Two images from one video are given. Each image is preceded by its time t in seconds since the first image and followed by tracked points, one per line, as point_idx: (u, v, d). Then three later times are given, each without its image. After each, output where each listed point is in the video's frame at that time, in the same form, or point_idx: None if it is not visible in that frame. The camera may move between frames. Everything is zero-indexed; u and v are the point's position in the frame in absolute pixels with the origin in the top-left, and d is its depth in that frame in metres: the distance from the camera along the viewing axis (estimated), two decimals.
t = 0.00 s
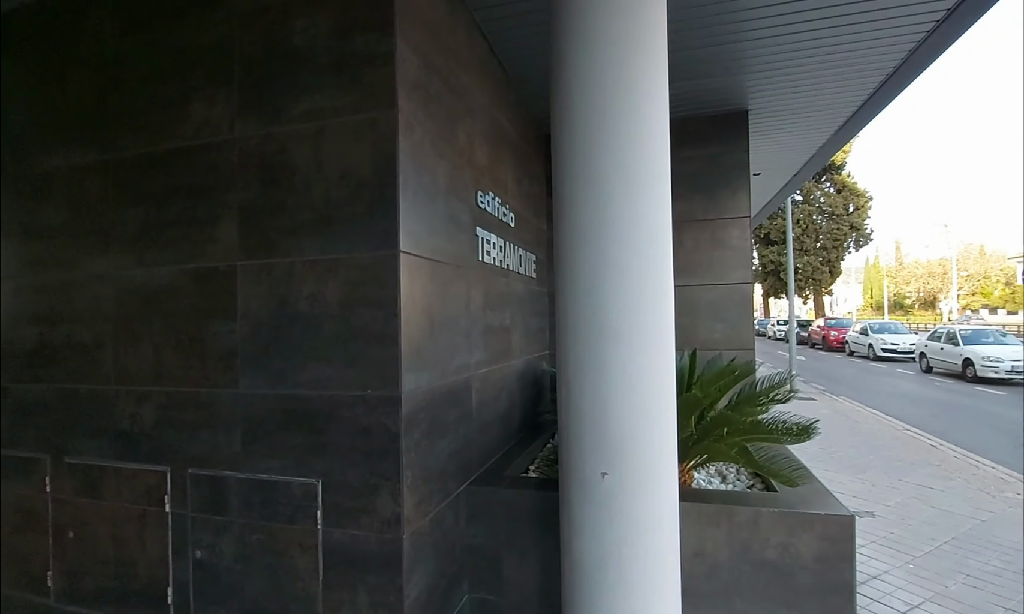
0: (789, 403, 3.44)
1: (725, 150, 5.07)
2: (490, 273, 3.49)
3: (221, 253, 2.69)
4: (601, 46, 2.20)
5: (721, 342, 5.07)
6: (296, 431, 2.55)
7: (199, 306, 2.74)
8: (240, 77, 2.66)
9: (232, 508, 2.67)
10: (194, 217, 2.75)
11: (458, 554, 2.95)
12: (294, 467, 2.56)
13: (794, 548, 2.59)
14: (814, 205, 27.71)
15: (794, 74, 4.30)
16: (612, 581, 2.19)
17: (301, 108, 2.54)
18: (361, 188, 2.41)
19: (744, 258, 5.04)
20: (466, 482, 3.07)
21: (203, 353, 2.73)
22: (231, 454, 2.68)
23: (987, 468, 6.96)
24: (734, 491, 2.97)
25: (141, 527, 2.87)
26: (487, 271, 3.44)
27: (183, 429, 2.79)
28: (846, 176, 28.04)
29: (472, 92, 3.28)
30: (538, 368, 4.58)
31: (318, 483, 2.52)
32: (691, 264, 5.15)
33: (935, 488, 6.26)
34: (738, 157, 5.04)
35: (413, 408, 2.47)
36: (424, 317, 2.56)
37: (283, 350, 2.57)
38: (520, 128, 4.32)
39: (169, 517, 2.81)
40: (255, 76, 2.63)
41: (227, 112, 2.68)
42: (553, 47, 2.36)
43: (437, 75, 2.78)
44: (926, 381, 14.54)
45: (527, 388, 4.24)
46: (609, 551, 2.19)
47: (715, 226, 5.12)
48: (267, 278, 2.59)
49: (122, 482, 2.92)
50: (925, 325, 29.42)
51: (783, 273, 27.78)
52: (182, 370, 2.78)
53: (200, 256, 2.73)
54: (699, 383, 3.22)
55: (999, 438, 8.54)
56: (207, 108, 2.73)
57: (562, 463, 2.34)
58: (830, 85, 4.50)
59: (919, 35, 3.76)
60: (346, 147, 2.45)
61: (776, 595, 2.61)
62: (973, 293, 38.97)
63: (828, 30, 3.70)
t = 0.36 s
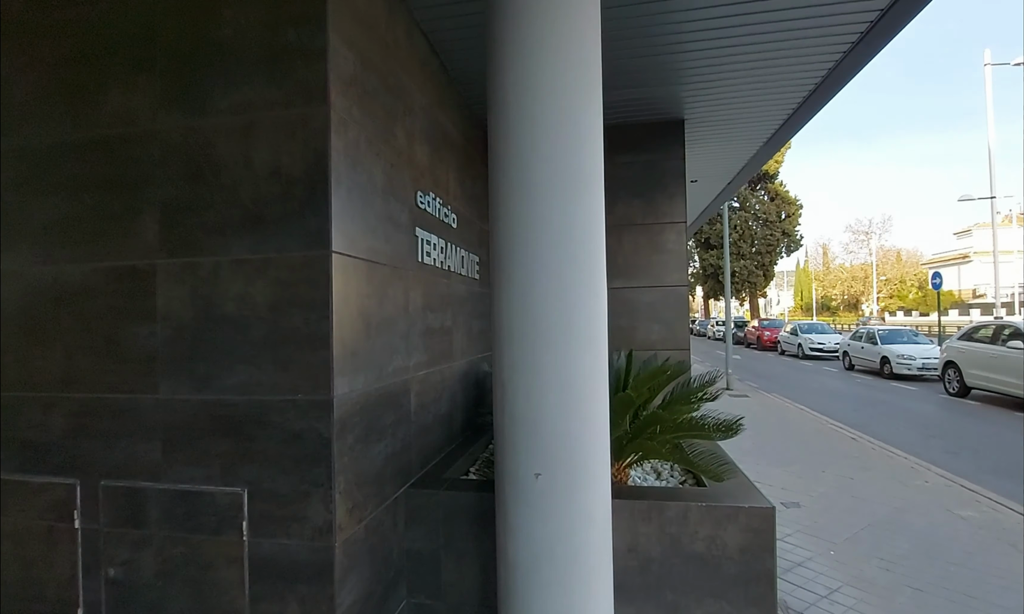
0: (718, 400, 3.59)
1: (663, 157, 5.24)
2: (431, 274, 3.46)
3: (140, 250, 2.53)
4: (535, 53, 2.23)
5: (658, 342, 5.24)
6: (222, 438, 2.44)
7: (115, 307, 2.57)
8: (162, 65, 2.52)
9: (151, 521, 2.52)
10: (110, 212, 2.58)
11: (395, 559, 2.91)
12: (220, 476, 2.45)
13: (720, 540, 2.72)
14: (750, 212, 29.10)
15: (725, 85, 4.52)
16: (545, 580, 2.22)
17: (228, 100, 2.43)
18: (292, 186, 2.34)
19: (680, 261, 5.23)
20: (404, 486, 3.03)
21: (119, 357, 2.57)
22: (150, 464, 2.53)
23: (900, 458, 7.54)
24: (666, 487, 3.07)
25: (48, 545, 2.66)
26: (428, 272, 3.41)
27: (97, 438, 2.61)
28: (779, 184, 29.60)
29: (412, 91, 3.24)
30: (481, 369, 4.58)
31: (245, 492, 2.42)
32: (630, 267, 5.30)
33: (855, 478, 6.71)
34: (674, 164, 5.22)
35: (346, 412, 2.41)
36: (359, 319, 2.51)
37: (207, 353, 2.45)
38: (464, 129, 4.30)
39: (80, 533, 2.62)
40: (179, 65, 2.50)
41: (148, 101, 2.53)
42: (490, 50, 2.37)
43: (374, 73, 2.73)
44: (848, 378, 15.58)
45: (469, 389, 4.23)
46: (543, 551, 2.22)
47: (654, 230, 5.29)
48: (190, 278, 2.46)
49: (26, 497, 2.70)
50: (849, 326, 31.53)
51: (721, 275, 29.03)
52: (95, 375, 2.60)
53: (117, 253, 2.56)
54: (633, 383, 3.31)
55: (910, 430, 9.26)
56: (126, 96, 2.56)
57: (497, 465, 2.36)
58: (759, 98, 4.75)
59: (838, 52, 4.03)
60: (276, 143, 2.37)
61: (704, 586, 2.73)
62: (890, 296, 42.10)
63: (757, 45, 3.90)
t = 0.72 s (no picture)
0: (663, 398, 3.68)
1: (612, 161, 5.35)
2: (377, 274, 3.41)
3: (58, 245, 2.37)
4: (479, 54, 2.23)
5: (607, 342, 5.35)
6: (149, 444, 2.32)
7: (30, 305, 2.39)
8: (84, 49, 2.36)
9: (71, 535, 2.37)
10: (25, 203, 2.40)
11: (337, 566, 2.85)
12: (147, 484, 2.33)
13: (661, 535, 2.79)
14: (700, 216, 30.10)
15: (671, 92, 4.67)
16: (488, 581, 2.22)
17: (157, 89, 2.31)
18: (226, 181, 2.25)
19: (629, 263, 5.35)
20: (347, 490, 2.97)
21: (35, 359, 2.39)
22: (70, 473, 2.37)
23: (834, 451, 7.95)
24: (612, 484, 3.13)
25: None
26: (374, 272, 3.36)
27: (8, 447, 2.42)
28: (728, 190, 30.73)
29: (358, 87, 3.18)
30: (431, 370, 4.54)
31: (174, 500, 2.31)
32: (581, 268, 5.39)
33: (793, 472, 7.03)
34: (623, 168, 5.33)
35: (284, 416, 2.34)
36: (298, 320, 2.45)
37: (133, 355, 2.32)
38: (414, 127, 4.25)
39: None
40: (103, 49, 2.35)
41: (68, 86, 2.37)
42: (434, 50, 2.35)
43: (316, 67, 2.66)
44: (789, 376, 16.34)
45: (419, 391, 4.19)
46: (485, 552, 2.22)
47: (603, 232, 5.39)
48: (115, 276, 2.33)
49: None
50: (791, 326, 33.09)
51: (673, 277, 29.89)
52: (7, 379, 2.41)
53: (33, 248, 2.39)
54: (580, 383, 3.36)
55: (843, 425, 9.81)
56: (43, 80, 2.39)
57: (441, 467, 2.34)
58: (704, 105, 4.92)
59: (776, 63, 4.21)
60: (209, 136, 2.27)
61: (645, 580, 2.80)
62: (829, 297, 44.48)
63: (700, 53, 4.03)
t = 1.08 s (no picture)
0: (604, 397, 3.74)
1: (558, 163, 5.43)
2: (316, 273, 3.32)
3: None
4: (416, 52, 2.21)
5: (553, 343, 5.43)
6: (58, 455, 2.16)
7: None
8: None
9: None
10: None
11: (271, 575, 2.76)
12: (57, 497, 2.17)
13: (598, 531, 2.86)
14: (648, 219, 30.97)
15: (615, 97, 4.79)
16: (422, 585, 2.21)
17: (69, 73, 2.16)
18: (147, 175, 2.13)
19: (575, 264, 5.43)
20: (283, 497, 2.88)
21: None
22: None
23: (769, 445, 8.35)
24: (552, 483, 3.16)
25: None
26: (312, 271, 3.26)
27: None
28: (675, 194, 31.74)
29: (295, 81, 3.09)
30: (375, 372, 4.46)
31: (88, 513, 2.17)
32: (528, 269, 5.44)
33: (732, 465, 7.33)
34: (569, 171, 5.41)
35: (209, 422, 2.24)
36: (226, 321, 2.35)
37: (40, 359, 2.15)
38: (358, 124, 4.16)
39: None
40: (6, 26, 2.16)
41: None
42: (371, 46, 2.31)
43: (248, 58, 2.56)
44: (730, 374, 17.05)
45: (362, 393, 4.11)
46: (420, 555, 2.21)
47: (550, 234, 5.45)
48: (20, 273, 2.15)
49: None
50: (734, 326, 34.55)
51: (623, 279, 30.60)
52: None
53: None
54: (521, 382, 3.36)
55: (778, 420, 10.32)
56: None
57: (376, 470, 2.32)
58: (647, 109, 5.05)
59: (714, 71, 4.37)
60: (128, 127, 2.14)
61: (583, 576, 2.85)
62: (768, 298, 46.78)
63: (642, 59, 4.15)
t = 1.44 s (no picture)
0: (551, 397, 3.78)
1: (509, 165, 5.45)
2: (254, 273, 3.20)
3: None
4: (355, 48, 2.17)
5: (503, 344, 5.45)
6: None
7: None
8: None
9: None
10: None
11: (203, 587, 2.64)
12: None
13: (542, 530, 2.89)
14: (602, 221, 31.56)
15: (566, 100, 4.86)
16: (361, 591, 2.17)
17: None
18: (62, 166, 2.00)
19: (525, 266, 5.47)
20: (217, 505, 2.76)
21: None
22: None
23: (713, 441, 8.66)
24: (498, 484, 3.17)
25: None
26: (250, 270, 3.15)
27: None
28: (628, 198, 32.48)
29: (232, 72, 2.97)
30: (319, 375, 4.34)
31: None
32: (478, 270, 5.44)
33: (678, 462, 7.57)
34: (519, 173, 5.45)
35: (133, 428, 2.12)
36: (152, 322, 2.24)
37: None
38: (301, 118, 4.04)
39: None
40: None
41: None
42: (309, 40, 2.26)
43: (178, 46, 2.45)
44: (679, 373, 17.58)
45: (305, 396, 3.99)
46: (358, 561, 2.16)
47: (500, 235, 5.47)
48: None
49: None
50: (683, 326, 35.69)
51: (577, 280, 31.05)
52: None
53: None
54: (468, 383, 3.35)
55: (722, 417, 10.73)
56: None
57: (314, 475, 2.26)
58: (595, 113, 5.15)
59: (660, 78, 4.50)
60: (41, 114, 2.00)
61: (527, 576, 2.87)
62: (715, 300, 48.57)
63: (591, 63, 4.23)
